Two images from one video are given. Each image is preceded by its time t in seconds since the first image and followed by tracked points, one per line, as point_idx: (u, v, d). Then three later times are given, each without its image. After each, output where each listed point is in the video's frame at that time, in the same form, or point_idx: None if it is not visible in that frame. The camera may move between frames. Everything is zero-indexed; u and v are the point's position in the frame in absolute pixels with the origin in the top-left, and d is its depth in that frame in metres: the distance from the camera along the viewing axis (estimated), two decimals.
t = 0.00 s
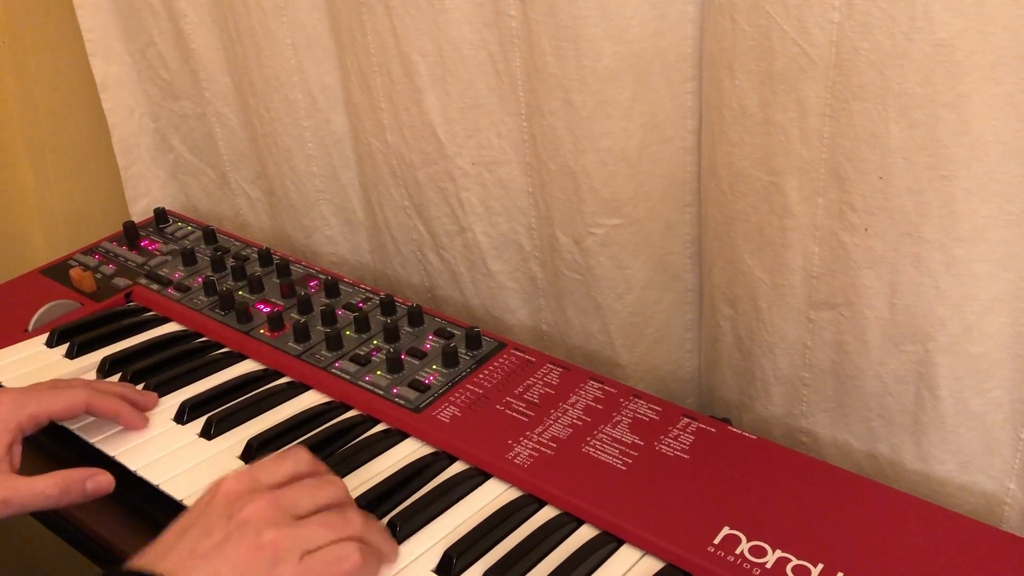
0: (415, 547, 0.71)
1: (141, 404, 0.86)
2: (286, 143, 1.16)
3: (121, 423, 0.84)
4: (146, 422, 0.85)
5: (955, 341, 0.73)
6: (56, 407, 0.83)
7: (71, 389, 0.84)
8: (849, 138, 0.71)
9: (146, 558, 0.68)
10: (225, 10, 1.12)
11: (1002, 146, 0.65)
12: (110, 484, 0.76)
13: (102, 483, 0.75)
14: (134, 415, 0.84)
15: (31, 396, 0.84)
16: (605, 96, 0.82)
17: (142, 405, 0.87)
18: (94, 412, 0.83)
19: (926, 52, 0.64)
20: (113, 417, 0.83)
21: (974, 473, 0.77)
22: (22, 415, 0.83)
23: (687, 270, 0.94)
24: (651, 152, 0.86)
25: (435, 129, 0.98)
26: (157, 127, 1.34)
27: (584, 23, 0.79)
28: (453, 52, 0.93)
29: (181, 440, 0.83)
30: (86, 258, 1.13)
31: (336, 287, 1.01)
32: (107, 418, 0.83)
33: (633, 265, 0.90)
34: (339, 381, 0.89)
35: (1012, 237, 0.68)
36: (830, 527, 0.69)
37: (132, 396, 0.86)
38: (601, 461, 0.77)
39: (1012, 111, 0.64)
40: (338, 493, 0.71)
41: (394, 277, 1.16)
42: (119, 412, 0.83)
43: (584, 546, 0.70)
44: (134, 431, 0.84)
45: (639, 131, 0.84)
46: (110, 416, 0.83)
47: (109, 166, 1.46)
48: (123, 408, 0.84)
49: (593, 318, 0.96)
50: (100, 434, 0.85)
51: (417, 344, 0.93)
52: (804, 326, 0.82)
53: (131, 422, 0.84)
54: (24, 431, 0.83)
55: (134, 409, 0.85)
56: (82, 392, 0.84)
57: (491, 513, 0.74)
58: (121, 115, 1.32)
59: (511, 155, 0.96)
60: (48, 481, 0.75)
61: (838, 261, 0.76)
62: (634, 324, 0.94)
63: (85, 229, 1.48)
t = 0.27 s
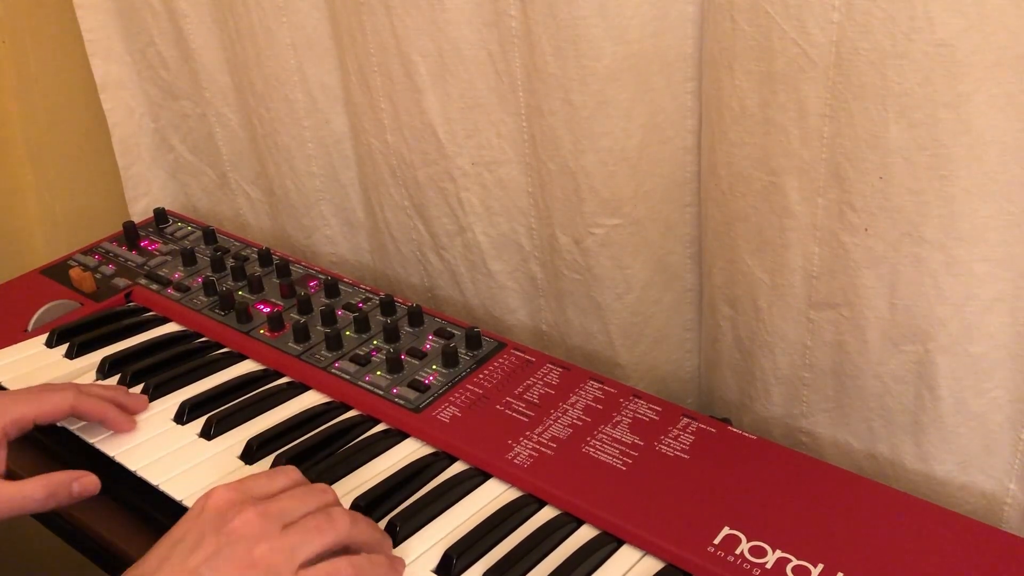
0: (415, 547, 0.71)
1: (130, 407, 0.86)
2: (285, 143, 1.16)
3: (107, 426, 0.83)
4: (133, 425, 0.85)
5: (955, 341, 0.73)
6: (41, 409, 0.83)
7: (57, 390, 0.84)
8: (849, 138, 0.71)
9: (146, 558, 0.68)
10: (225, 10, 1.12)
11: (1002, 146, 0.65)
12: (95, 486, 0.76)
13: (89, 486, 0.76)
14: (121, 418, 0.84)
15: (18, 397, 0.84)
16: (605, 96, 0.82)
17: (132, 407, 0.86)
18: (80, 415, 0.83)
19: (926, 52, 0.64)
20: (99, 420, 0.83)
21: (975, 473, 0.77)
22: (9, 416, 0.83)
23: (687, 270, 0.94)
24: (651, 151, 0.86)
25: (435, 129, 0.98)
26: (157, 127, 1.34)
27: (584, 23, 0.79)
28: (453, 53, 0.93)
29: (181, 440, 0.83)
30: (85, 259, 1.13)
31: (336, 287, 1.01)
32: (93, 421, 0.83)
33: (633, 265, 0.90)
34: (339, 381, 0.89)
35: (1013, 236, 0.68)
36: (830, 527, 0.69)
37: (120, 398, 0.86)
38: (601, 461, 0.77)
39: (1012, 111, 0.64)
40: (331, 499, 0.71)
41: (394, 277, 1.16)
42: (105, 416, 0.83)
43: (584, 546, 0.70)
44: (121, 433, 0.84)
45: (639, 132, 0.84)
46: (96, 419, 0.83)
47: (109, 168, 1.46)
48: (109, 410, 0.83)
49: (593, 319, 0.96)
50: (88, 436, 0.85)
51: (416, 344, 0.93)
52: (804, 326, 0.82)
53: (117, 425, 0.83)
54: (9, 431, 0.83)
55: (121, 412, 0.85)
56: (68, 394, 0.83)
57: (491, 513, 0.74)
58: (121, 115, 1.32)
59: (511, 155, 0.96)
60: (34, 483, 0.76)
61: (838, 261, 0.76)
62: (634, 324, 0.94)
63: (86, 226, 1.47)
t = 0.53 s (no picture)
0: (416, 547, 0.71)
1: (122, 406, 0.86)
2: (285, 143, 1.16)
3: (97, 423, 0.83)
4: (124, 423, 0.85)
5: (955, 341, 0.73)
6: (31, 407, 0.84)
7: (45, 387, 0.85)
8: (849, 139, 0.71)
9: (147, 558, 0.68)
10: (225, 10, 1.12)
11: (1002, 146, 0.65)
12: (81, 482, 0.77)
13: (74, 481, 0.76)
14: (111, 415, 0.84)
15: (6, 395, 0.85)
16: (605, 96, 0.82)
17: (124, 407, 0.86)
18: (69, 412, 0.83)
19: (925, 52, 0.64)
20: (88, 416, 0.83)
21: (975, 473, 0.77)
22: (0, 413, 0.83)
23: (686, 270, 0.94)
24: (651, 151, 0.86)
25: (435, 129, 0.98)
26: (157, 127, 1.34)
27: (584, 23, 0.79)
28: (453, 53, 0.93)
29: (180, 440, 0.83)
30: (85, 258, 1.13)
31: (336, 286, 1.01)
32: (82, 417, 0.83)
33: (633, 265, 0.90)
34: (339, 381, 0.89)
35: (1013, 236, 0.68)
36: (830, 526, 0.69)
37: (112, 397, 0.86)
38: (601, 461, 0.77)
39: (1011, 111, 0.64)
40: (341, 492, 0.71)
41: (394, 277, 1.16)
42: (93, 412, 0.83)
43: (584, 546, 0.70)
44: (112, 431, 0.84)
45: (639, 132, 0.84)
46: (85, 415, 0.83)
47: (108, 167, 1.47)
48: (98, 407, 0.84)
49: (593, 319, 0.96)
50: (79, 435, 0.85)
51: (416, 344, 0.93)
52: (804, 326, 0.82)
53: (106, 421, 0.83)
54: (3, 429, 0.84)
55: (112, 409, 0.85)
56: (58, 391, 0.84)
57: (491, 513, 0.74)
58: (121, 115, 1.32)
59: (511, 155, 0.96)
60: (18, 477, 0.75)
61: (838, 261, 0.76)
62: (634, 324, 0.94)
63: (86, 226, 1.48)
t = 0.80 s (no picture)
0: (416, 547, 0.71)
1: (117, 406, 0.86)
2: (285, 143, 1.16)
3: (91, 422, 0.83)
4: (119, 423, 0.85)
5: (955, 341, 0.73)
6: (27, 407, 0.84)
7: (41, 387, 0.85)
8: (849, 139, 0.71)
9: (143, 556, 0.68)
10: (225, 10, 1.12)
11: (1001, 146, 0.65)
12: (73, 483, 0.77)
13: (67, 482, 0.77)
14: (105, 414, 0.84)
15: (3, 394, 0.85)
16: (605, 96, 0.82)
17: (119, 407, 0.86)
18: (63, 412, 0.83)
19: (925, 52, 0.64)
20: (82, 416, 0.83)
21: (975, 473, 0.77)
22: None
23: (686, 270, 0.94)
24: (651, 151, 0.86)
25: (435, 129, 0.98)
26: (157, 127, 1.34)
27: (584, 24, 0.79)
28: (453, 53, 0.93)
29: (180, 440, 0.83)
30: (85, 258, 1.13)
31: (336, 287, 1.01)
32: (77, 417, 0.83)
33: (633, 265, 0.90)
34: (339, 381, 0.89)
35: (1013, 236, 0.68)
36: (829, 526, 0.69)
37: (107, 397, 0.86)
38: (601, 461, 0.77)
39: (1011, 112, 0.64)
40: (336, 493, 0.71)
41: (394, 277, 1.16)
42: (88, 411, 0.83)
43: (584, 546, 0.70)
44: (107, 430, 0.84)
45: (639, 132, 0.84)
46: (80, 415, 0.83)
47: (108, 165, 1.47)
48: (92, 406, 0.84)
49: (593, 319, 0.96)
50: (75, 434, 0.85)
51: (416, 344, 0.93)
52: (804, 327, 0.82)
53: (100, 421, 0.83)
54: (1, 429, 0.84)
55: (107, 409, 0.85)
56: (52, 391, 0.84)
57: (491, 513, 0.74)
58: (121, 115, 1.32)
59: (511, 155, 0.96)
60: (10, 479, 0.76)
61: (838, 261, 0.76)
62: (634, 324, 0.94)
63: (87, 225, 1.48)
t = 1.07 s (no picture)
0: (416, 547, 0.71)
1: (116, 406, 0.86)
2: (285, 142, 1.16)
3: (90, 421, 0.83)
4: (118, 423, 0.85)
5: (955, 341, 0.73)
6: (28, 407, 0.84)
7: (42, 387, 0.85)
8: (849, 138, 0.71)
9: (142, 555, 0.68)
10: (225, 10, 1.12)
11: (1001, 146, 0.65)
12: (73, 480, 0.76)
13: (66, 480, 0.76)
14: (103, 413, 0.84)
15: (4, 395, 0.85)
16: (605, 96, 0.82)
17: (118, 407, 0.86)
18: (63, 411, 0.83)
19: (925, 51, 0.64)
20: (81, 415, 0.83)
21: (974, 473, 0.78)
22: None
23: (686, 269, 0.94)
24: (651, 151, 0.86)
25: (435, 129, 0.98)
26: (157, 127, 1.34)
27: (584, 23, 0.79)
28: (453, 53, 0.93)
29: (180, 440, 0.83)
30: (85, 258, 1.13)
31: (335, 287, 1.01)
32: (76, 416, 0.83)
33: (633, 265, 0.90)
34: (339, 381, 0.89)
35: (1012, 236, 0.68)
36: (829, 526, 0.69)
37: (106, 397, 0.86)
38: (601, 461, 0.77)
39: (1011, 111, 0.64)
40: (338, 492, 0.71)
41: (394, 277, 1.16)
42: (86, 411, 0.83)
43: (584, 546, 0.70)
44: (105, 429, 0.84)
45: (639, 132, 0.84)
46: (78, 415, 0.83)
47: (108, 166, 1.47)
48: (91, 406, 0.83)
49: (593, 319, 0.96)
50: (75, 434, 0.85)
51: (416, 344, 0.93)
52: (804, 327, 0.82)
53: (98, 420, 0.83)
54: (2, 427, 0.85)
55: (105, 408, 0.85)
56: (52, 390, 0.84)
57: (491, 513, 0.74)
58: (121, 115, 1.32)
59: (511, 155, 0.96)
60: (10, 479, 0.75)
61: (838, 261, 0.76)
62: (634, 324, 0.94)
63: (86, 226, 1.48)
